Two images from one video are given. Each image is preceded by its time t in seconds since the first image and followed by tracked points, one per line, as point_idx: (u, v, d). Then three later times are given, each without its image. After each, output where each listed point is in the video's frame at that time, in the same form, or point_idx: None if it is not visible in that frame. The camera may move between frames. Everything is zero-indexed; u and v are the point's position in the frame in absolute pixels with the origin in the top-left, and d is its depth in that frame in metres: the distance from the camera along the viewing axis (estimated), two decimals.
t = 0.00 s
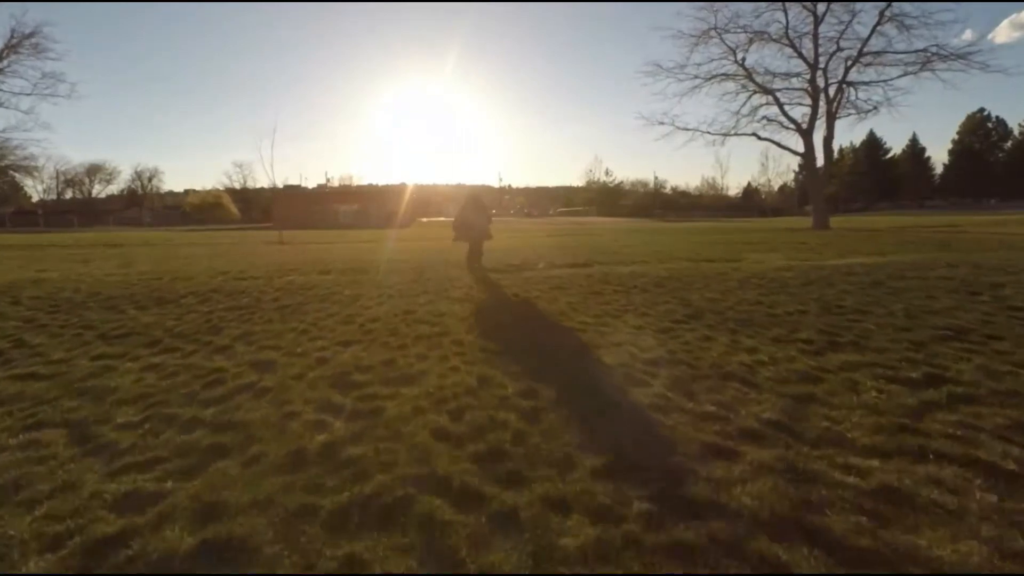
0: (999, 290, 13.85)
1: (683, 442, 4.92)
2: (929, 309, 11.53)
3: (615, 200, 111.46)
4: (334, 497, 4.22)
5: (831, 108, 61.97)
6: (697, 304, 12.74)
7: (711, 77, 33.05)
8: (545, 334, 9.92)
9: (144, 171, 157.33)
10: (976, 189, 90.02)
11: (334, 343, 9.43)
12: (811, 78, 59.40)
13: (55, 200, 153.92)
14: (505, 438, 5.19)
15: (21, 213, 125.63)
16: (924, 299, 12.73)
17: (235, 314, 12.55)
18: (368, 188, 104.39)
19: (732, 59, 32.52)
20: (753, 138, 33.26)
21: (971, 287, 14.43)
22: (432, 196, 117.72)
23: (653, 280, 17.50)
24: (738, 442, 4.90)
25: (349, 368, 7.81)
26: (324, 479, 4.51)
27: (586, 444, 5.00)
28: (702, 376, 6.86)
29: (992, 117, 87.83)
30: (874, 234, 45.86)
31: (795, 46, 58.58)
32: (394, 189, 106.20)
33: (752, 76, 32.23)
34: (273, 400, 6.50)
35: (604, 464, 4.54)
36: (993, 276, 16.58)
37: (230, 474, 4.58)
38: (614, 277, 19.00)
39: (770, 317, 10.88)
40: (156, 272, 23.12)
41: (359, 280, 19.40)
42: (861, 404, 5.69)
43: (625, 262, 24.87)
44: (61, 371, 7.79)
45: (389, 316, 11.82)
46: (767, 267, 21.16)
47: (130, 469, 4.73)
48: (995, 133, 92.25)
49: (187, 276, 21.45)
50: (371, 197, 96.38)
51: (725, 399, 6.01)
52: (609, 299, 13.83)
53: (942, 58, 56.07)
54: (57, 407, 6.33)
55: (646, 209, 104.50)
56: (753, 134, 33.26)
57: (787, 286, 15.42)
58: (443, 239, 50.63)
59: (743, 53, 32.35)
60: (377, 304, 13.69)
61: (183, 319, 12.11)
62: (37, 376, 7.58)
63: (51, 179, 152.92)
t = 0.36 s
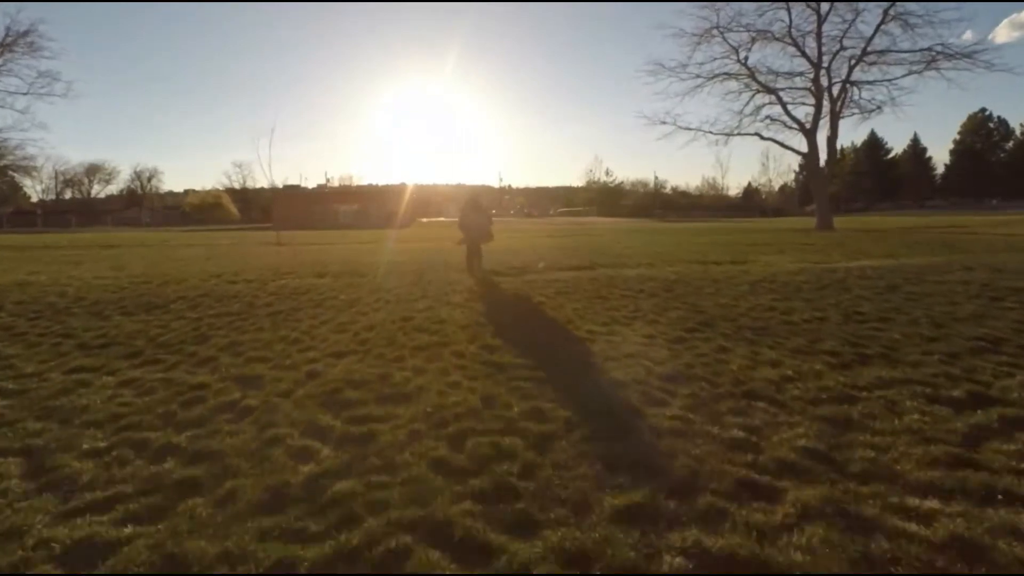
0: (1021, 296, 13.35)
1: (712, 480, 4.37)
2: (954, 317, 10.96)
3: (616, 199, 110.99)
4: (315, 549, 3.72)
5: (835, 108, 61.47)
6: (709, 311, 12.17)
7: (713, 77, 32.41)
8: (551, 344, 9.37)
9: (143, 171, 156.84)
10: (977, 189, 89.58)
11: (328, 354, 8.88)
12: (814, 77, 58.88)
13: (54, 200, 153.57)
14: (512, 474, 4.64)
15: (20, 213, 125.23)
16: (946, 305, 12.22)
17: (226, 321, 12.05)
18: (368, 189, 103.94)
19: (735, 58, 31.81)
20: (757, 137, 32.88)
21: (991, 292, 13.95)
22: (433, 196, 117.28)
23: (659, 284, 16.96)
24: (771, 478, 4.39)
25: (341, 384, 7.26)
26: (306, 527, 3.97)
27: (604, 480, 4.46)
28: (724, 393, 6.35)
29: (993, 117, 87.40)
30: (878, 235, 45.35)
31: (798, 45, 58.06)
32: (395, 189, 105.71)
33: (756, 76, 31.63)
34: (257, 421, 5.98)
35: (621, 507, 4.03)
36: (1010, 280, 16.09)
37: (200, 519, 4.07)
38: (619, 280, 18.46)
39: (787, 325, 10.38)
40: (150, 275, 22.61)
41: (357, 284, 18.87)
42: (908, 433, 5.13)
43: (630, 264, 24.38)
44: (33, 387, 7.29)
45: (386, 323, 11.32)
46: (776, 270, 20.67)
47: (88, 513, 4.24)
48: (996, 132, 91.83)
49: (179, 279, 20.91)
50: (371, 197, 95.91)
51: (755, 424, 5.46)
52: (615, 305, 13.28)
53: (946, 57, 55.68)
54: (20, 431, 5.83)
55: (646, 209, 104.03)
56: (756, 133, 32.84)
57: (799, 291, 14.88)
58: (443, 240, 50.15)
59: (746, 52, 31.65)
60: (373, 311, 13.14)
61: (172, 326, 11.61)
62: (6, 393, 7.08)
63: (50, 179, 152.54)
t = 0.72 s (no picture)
0: None
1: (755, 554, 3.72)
2: (987, 327, 10.30)
3: (617, 199, 110.41)
4: None
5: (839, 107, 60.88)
6: (725, 319, 11.52)
7: (717, 75, 33.86)
8: (560, 357, 8.72)
9: (143, 171, 156.28)
10: (979, 189, 89.07)
11: (316, 370, 8.23)
12: (819, 76, 58.30)
13: (54, 200, 153.17)
14: (521, 538, 4.00)
15: (19, 213, 124.68)
16: (974, 314, 11.60)
17: (212, 331, 11.40)
18: (368, 189, 103.38)
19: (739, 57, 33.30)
20: (760, 136, 34.12)
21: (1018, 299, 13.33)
22: (433, 196, 116.70)
23: (667, 289, 16.34)
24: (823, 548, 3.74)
25: (330, 407, 6.61)
26: None
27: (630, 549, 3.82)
28: (754, 423, 5.69)
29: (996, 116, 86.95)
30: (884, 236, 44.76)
31: (802, 44, 57.47)
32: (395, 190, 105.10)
33: (760, 74, 33.01)
34: (230, 455, 5.33)
35: None
36: None
37: None
38: (625, 284, 17.83)
39: (810, 337, 9.74)
40: (142, 279, 21.96)
41: (354, 288, 18.25)
42: (979, 484, 4.47)
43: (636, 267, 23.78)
44: None
45: (382, 334, 10.67)
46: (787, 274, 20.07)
47: None
48: (998, 132, 91.39)
49: (171, 282, 20.29)
50: (371, 196, 95.32)
51: (797, 467, 4.78)
52: (624, 313, 12.64)
53: (952, 55, 55.16)
54: None
55: (647, 209, 103.43)
56: (760, 132, 34.07)
57: (815, 297, 14.26)
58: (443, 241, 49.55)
59: (750, 52, 33.13)
60: (369, 319, 12.50)
61: (155, 337, 10.96)
62: None
63: (50, 178, 152.06)
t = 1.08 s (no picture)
0: None
1: None
2: (1016, 338, 9.74)
3: (617, 199, 109.97)
4: None
5: (842, 106, 60.39)
6: (738, 328, 10.94)
7: (718, 76, 33.28)
8: (566, 372, 8.14)
9: (142, 171, 155.90)
10: (981, 189, 88.59)
11: (303, 385, 7.66)
12: (821, 75, 57.76)
13: (53, 201, 152.67)
14: None
15: (19, 212, 124.41)
16: (998, 323, 11.06)
17: (197, 341, 10.84)
18: (367, 189, 102.94)
19: (740, 56, 32.80)
20: (763, 137, 33.56)
21: None
22: (432, 196, 116.29)
23: (674, 294, 15.81)
24: None
25: (314, 432, 6.03)
26: None
27: None
28: (784, 453, 5.14)
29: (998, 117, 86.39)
30: (889, 236, 44.21)
31: (805, 43, 56.95)
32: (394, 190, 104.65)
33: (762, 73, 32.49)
34: (197, 492, 4.75)
35: None
36: None
37: None
38: (629, 288, 17.27)
39: (830, 348, 9.18)
40: (132, 282, 21.40)
41: (351, 293, 17.69)
42: None
43: (639, 269, 23.25)
44: None
45: (374, 344, 10.11)
46: (796, 276, 19.53)
47: None
48: (999, 132, 90.96)
49: (163, 287, 19.73)
50: (370, 196, 94.89)
51: (841, 515, 4.22)
52: (632, 321, 12.07)
53: (955, 54, 54.72)
54: None
55: (647, 209, 102.96)
56: (763, 133, 33.55)
57: (829, 304, 13.68)
58: (443, 242, 49.04)
59: (751, 51, 32.62)
60: (364, 328, 11.92)
61: (135, 346, 10.40)
62: None
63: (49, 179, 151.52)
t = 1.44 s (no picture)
0: None
1: None
2: None
3: (617, 199, 109.20)
4: None
5: (847, 105, 59.58)
6: (755, 340, 10.23)
7: (721, 73, 32.71)
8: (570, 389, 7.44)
9: (141, 170, 155.15)
10: (983, 189, 87.90)
11: (282, 407, 6.97)
12: (826, 74, 56.98)
13: (53, 200, 152.09)
14: None
15: (18, 212, 123.82)
16: None
17: (176, 355, 10.15)
18: (367, 189, 102.19)
19: (743, 55, 32.15)
20: (768, 138, 33.17)
21: None
22: (432, 196, 115.54)
23: (682, 300, 15.11)
24: None
25: (289, 467, 5.35)
26: None
27: None
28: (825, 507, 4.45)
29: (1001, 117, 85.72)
30: (895, 237, 43.50)
31: (810, 41, 56.17)
32: (394, 190, 103.90)
33: (765, 73, 31.91)
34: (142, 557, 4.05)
35: None
36: None
37: None
38: (636, 293, 16.59)
39: (858, 365, 8.47)
40: (120, 286, 20.72)
41: (346, 298, 17.02)
42: None
43: (645, 272, 22.54)
44: None
45: (364, 359, 9.40)
46: (808, 281, 18.80)
47: None
48: (1001, 132, 90.23)
49: (152, 291, 19.07)
50: (370, 196, 94.16)
51: None
52: (640, 330, 11.36)
53: (961, 52, 53.96)
54: None
55: (648, 209, 102.19)
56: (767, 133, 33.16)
57: (848, 312, 12.96)
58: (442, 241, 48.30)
59: (754, 49, 31.96)
60: (356, 339, 11.23)
61: (109, 360, 9.70)
62: None
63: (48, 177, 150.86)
